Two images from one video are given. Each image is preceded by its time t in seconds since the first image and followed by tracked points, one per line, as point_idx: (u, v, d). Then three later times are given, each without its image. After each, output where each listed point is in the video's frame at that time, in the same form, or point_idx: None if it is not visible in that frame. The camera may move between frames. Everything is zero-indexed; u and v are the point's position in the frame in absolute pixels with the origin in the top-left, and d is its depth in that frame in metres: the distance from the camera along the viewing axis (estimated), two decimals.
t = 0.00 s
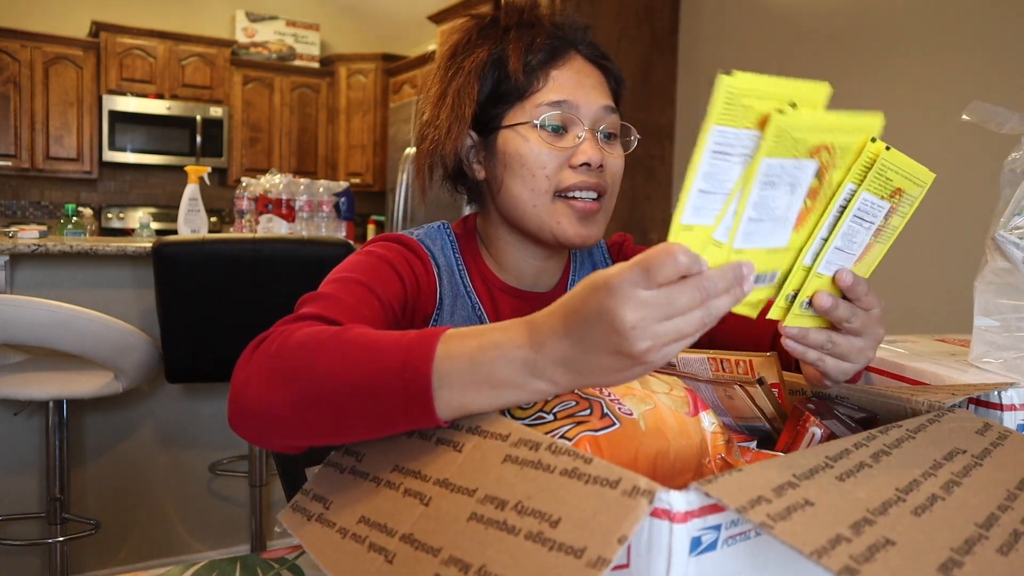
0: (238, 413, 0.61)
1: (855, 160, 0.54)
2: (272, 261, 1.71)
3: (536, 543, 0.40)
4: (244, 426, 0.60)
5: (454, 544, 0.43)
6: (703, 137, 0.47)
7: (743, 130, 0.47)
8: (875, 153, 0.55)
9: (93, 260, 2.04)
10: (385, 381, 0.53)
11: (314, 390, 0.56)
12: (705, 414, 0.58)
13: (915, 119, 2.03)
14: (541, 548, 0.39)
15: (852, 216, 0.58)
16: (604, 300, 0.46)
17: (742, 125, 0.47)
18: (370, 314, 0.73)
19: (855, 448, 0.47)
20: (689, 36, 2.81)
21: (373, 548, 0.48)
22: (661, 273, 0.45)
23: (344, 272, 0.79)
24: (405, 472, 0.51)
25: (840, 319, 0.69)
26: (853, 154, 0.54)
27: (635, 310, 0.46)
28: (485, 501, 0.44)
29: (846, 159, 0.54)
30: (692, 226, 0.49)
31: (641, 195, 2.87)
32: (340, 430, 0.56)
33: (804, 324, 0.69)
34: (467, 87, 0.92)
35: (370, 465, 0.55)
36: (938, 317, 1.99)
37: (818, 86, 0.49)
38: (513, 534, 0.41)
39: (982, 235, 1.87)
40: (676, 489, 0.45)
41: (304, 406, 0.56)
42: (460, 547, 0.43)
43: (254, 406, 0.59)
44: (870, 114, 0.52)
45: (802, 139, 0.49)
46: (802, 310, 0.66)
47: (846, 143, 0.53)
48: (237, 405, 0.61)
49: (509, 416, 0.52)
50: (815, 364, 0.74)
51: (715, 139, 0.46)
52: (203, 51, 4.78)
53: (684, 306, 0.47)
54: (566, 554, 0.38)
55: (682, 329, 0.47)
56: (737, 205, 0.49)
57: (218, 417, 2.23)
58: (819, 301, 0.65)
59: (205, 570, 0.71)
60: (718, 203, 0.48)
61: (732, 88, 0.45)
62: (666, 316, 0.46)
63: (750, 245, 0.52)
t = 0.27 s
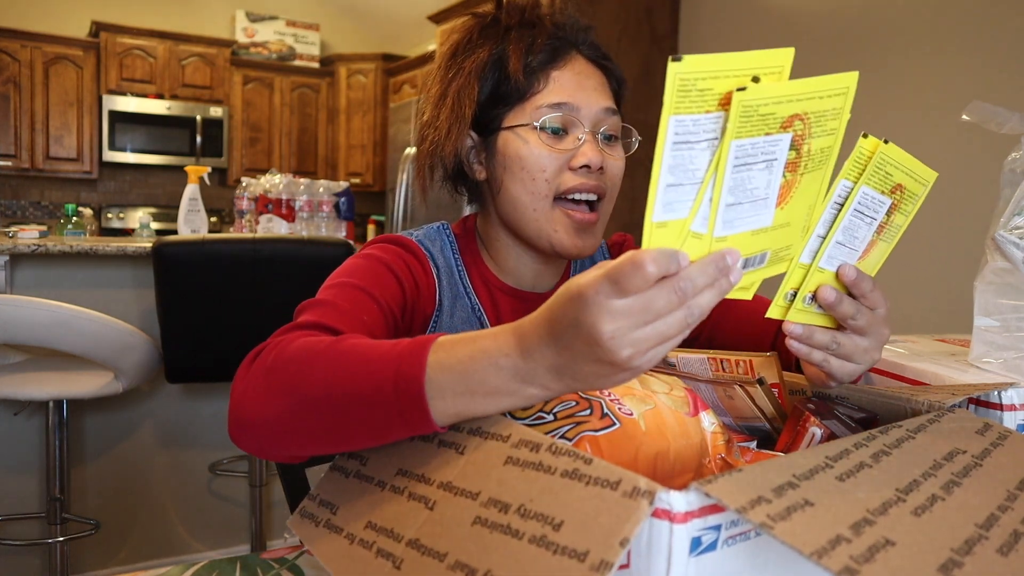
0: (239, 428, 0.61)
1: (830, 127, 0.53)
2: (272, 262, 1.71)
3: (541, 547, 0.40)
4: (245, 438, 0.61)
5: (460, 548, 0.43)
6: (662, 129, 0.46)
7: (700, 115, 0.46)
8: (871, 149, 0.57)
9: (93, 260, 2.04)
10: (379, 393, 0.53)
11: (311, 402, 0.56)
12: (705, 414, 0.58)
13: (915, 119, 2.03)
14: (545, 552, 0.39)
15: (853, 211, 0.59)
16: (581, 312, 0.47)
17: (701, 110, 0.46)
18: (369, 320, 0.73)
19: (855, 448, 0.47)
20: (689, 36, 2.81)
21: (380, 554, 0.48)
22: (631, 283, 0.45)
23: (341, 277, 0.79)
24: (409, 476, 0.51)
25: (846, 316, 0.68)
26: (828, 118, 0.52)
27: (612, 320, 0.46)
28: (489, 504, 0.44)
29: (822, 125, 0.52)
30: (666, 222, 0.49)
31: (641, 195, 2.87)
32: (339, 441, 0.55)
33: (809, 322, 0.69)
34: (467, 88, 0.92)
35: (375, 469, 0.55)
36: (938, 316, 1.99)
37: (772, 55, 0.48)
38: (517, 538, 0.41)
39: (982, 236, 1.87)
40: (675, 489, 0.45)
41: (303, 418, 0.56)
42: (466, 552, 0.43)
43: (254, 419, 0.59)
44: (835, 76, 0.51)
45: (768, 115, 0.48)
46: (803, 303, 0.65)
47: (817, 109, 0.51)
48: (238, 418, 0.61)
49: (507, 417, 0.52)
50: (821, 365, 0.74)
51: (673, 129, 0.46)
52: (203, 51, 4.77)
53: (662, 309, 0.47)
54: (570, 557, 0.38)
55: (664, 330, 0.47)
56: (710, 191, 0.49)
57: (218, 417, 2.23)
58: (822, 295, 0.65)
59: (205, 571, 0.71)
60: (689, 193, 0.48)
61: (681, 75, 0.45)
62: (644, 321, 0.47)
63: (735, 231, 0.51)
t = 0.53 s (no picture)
0: (238, 439, 0.61)
1: (806, 113, 0.53)
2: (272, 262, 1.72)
3: (542, 550, 0.40)
4: (245, 448, 0.60)
5: (462, 550, 0.43)
6: (634, 131, 0.45)
7: (674, 112, 0.46)
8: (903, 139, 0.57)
9: (93, 261, 2.04)
10: (376, 399, 0.53)
11: (310, 410, 0.56)
12: (705, 414, 0.58)
13: (915, 119, 2.03)
14: (546, 554, 0.39)
15: (864, 184, 0.63)
16: (563, 322, 0.46)
17: (675, 107, 0.46)
18: (366, 323, 0.73)
19: (855, 448, 0.47)
20: (689, 36, 2.81)
21: (384, 557, 0.48)
22: (606, 294, 0.45)
23: (341, 281, 0.79)
24: (410, 478, 0.51)
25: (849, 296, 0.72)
26: (808, 102, 0.53)
27: (593, 329, 0.46)
28: (490, 506, 0.44)
29: (805, 110, 0.53)
30: (645, 224, 0.48)
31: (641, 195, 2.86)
32: (338, 447, 0.55)
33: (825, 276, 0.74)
34: (463, 91, 0.92)
35: (377, 470, 0.55)
36: (938, 316, 1.99)
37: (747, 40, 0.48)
38: (518, 539, 0.41)
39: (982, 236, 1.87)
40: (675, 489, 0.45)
41: (302, 425, 0.56)
42: (468, 555, 0.43)
43: (254, 429, 0.59)
44: (814, 60, 0.51)
45: (746, 107, 0.48)
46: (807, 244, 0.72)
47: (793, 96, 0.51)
48: (237, 428, 0.61)
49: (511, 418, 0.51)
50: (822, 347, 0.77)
51: (647, 130, 0.46)
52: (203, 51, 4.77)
53: (644, 313, 0.46)
54: (570, 560, 0.38)
55: (646, 333, 0.47)
56: (689, 187, 0.49)
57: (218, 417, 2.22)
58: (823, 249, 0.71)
59: (205, 571, 0.71)
60: (668, 194, 0.48)
61: (651, 75, 0.44)
62: (626, 326, 0.46)
63: (718, 225, 0.51)
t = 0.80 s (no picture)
0: (237, 435, 0.61)
1: (821, 134, 0.55)
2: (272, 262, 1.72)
3: (542, 549, 0.40)
4: (244, 446, 0.60)
5: (462, 551, 0.43)
6: (661, 136, 0.46)
7: (700, 122, 0.46)
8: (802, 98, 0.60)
9: (93, 260, 2.04)
10: (377, 399, 0.53)
11: (311, 408, 0.56)
12: (705, 414, 0.58)
13: (914, 119, 2.03)
14: (546, 554, 0.39)
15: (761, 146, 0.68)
16: (572, 323, 0.46)
17: (701, 116, 0.46)
18: (367, 322, 0.73)
19: (855, 448, 0.47)
20: (689, 36, 2.81)
21: (384, 557, 0.48)
22: (618, 298, 0.45)
23: (342, 280, 0.79)
24: (411, 478, 0.51)
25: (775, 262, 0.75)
26: (823, 124, 0.54)
27: (602, 331, 0.46)
28: (491, 506, 0.44)
29: (821, 132, 0.55)
30: (661, 231, 0.48)
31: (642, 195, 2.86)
32: (339, 446, 0.55)
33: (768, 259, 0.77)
34: (454, 105, 0.90)
35: (377, 470, 0.55)
36: (937, 316, 1.99)
37: (768, 60, 0.49)
38: (518, 539, 0.41)
39: (981, 236, 1.87)
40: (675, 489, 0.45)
41: (303, 424, 0.56)
42: (468, 555, 0.43)
43: (254, 426, 0.59)
44: (834, 84, 0.52)
45: (768, 124, 0.49)
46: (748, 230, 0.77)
47: (812, 117, 0.52)
48: (236, 426, 0.60)
49: (515, 420, 0.52)
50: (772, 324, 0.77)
51: (672, 137, 0.46)
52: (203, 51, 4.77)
53: (654, 319, 0.46)
54: (570, 559, 0.38)
55: (655, 340, 0.47)
56: (707, 198, 0.49)
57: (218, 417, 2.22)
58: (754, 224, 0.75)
59: (205, 571, 0.71)
60: (685, 203, 0.48)
61: (681, 82, 0.45)
62: (635, 331, 0.46)
63: (729, 239, 0.52)
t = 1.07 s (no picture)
0: (237, 433, 0.61)
1: (827, 143, 0.55)
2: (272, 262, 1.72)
3: (542, 549, 0.40)
4: (244, 444, 0.60)
5: (462, 551, 0.43)
6: (667, 138, 0.46)
7: (708, 126, 0.47)
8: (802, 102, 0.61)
9: (93, 260, 2.04)
10: (377, 400, 0.53)
11: (311, 408, 0.56)
12: (705, 414, 0.58)
13: (914, 120, 2.03)
14: (546, 554, 0.39)
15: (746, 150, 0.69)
16: (573, 323, 0.46)
17: (707, 121, 0.47)
18: (366, 320, 0.73)
19: (855, 448, 0.47)
20: (689, 36, 2.81)
21: (384, 557, 0.48)
22: (620, 298, 0.45)
23: (341, 279, 0.79)
24: (410, 477, 0.51)
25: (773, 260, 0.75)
26: (829, 133, 0.55)
27: (602, 331, 0.46)
28: (491, 506, 0.44)
29: (826, 141, 0.55)
30: (666, 233, 0.49)
31: (642, 195, 2.86)
32: (339, 445, 0.55)
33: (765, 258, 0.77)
34: (436, 114, 0.91)
35: (377, 470, 0.55)
36: (938, 316, 1.99)
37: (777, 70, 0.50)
38: (518, 539, 0.41)
39: (981, 236, 1.87)
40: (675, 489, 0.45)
41: (302, 423, 0.56)
42: (468, 555, 0.43)
43: (253, 424, 0.59)
44: (841, 94, 0.53)
45: (775, 130, 0.49)
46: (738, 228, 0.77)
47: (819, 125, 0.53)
48: (236, 425, 0.61)
49: (515, 421, 0.51)
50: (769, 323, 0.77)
51: (678, 139, 0.46)
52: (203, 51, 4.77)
53: (655, 321, 0.46)
54: (570, 559, 0.38)
55: (655, 344, 0.47)
56: (711, 202, 0.49)
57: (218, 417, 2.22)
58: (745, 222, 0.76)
59: (205, 571, 0.71)
60: (690, 206, 0.48)
61: (690, 86, 0.45)
62: (636, 333, 0.46)
63: (732, 244, 0.52)
